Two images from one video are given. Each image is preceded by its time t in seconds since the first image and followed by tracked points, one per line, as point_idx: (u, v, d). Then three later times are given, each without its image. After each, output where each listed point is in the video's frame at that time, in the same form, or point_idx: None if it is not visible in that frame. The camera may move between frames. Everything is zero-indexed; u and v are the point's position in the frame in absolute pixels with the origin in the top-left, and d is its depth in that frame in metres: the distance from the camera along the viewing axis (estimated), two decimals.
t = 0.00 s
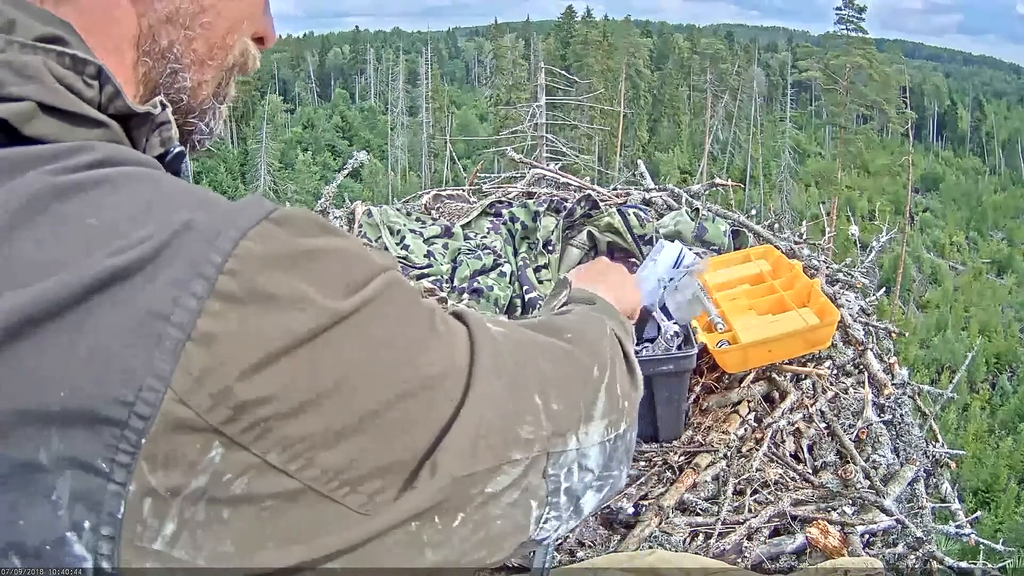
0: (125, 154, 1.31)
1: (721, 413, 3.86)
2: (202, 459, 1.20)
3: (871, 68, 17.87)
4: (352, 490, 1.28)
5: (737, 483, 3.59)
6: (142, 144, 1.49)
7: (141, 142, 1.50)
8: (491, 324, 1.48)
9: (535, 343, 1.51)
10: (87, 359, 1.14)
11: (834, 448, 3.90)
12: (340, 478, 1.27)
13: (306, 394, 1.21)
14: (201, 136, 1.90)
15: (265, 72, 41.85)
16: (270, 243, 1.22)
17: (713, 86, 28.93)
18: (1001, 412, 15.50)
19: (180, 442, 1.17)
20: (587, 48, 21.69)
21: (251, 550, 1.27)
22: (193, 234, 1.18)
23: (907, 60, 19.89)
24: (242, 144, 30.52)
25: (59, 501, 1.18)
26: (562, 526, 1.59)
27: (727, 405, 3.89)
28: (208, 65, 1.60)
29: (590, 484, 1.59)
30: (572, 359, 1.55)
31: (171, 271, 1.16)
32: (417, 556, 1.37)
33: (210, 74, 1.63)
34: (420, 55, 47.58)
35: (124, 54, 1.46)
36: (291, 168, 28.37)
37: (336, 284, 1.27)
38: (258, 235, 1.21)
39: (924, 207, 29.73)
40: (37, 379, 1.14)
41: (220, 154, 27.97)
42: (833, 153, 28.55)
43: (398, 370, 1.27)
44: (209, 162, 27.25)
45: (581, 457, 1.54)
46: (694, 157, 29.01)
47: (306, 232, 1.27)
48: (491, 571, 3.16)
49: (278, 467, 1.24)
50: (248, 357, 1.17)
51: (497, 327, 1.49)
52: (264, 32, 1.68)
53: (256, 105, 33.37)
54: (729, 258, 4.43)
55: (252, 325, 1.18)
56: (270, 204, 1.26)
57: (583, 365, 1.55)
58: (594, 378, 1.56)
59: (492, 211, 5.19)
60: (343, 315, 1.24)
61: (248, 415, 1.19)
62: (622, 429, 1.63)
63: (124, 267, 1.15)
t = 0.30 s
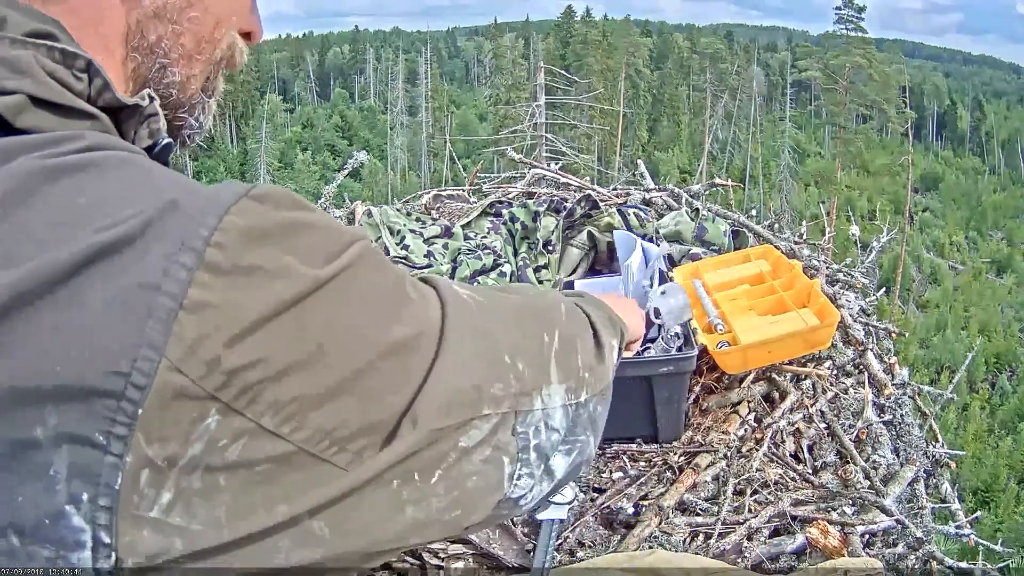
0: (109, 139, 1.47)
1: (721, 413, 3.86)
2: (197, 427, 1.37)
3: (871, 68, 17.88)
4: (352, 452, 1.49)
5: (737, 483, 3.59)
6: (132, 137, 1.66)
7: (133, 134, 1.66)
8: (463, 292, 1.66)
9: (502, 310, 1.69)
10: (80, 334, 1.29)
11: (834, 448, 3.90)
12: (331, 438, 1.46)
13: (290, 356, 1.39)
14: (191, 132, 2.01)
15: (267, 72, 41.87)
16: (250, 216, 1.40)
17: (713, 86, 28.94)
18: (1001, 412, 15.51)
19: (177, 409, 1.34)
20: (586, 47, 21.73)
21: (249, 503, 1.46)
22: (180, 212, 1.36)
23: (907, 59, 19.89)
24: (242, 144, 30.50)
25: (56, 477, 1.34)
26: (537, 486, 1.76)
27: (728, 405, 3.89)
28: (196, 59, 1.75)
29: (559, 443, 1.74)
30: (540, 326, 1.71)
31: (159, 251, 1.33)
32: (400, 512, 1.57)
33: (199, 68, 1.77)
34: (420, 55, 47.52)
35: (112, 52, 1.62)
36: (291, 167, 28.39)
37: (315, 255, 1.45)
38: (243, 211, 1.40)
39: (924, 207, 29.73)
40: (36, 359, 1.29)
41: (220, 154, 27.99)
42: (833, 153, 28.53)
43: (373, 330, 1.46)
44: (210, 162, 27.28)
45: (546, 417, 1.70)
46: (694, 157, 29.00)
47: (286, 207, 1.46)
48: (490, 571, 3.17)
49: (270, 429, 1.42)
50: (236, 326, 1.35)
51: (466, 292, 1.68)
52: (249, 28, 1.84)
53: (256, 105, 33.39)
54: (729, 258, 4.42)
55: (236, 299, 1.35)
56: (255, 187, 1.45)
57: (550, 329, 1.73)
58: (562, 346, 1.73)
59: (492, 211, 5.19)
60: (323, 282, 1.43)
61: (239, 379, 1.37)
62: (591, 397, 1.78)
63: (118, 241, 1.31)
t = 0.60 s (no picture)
0: (107, 126, 1.45)
1: (721, 413, 3.86)
2: (215, 404, 1.37)
3: (871, 67, 17.89)
4: (374, 432, 1.49)
5: (737, 483, 3.59)
6: (133, 125, 1.67)
7: (133, 123, 1.66)
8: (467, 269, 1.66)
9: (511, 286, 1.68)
10: (99, 311, 1.30)
11: (834, 448, 3.90)
12: (347, 413, 1.46)
13: (300, 330, 1.39)
14: (186, 125, 2.03)
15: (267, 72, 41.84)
16: (255, 195, 1.40)
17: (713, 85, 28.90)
18: (1002, 412, 15.49)
19: (195, 385, 1.34)
20: (587, 47, 21.75)
21: (267, 479, 1.45)
22: (192, 190, 1.36)
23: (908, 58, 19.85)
24: (243, 143, 30.50)
25: (73, 457, 1.35)
26: (552, 464, 1.75)
27: (727, 405, 3.89)
28: (187, 52, 1.74)
29: (570, 420, 1.72)
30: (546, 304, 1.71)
31: (170, 227, 1.33)
32: (414, 491, 1.56)
33: (191, 61, 1.77)
34: (420, 54, 47.52)
35: (107, 45, 1.61)
36: (291, 167, 28.37)
37: (319, 231, 1.45)
38: (249, 188, 1.40)
39: (924, 206, 29.68)
40: (46, 346, 1.29)
41: (220, 153, 27.98)
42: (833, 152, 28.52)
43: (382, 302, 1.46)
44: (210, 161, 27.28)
45: (556, 395, 1.69)
46: (694, 156, 29.00)
47: (290, 184, 1.46)
48: (490, 570, 3.17)
49: (283, 403, 1.41)
50: (250, 300, 1.35)
51: (472, 270, 1.68)
52: (240, 19, 1.81)
53: (256, 105, 33.43)
54: (729, 258, 4.42)
55: (250, 270, 1.35)
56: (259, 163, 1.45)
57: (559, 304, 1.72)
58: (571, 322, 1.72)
59: (492, 212, 5.20)
60: (327, 258, 1.42)
61: (254, 355, 1.36)
62: (602, 373, 1.77)
63: (129, 219, 1.31)
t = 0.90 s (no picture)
0: (99, 132, 1.35)
1: (721, 413, 3.86)
2: (184, 452, 1.16)
3: (872, 67, 17.93)
4: (345, 497, 1.26)
5: (737, 484, 3.59)
6: (121, 128, 1.53)
7: (122, 126, 1.53)
8: (498, 325, 1.46)
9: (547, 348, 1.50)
10: (67, 350, 1.09)
11: (834, 448, 3.90)
12: (318, 474, 1.24)
13: (287, 384, 1.19)
14: (177, 122, 1.93)
15: (267, 72, 41.83)
16: (249, 227, 1.20)
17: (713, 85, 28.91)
18: (1002, 412, 15.48)
19: (164, 433, 1.13)
20: (587, 46, 21.83)
21: (228, 552, 1.22)
22: (176, 217, 1.16)
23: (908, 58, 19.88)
24: (243, 142, 30.50)
25: (40, 496, 1.13)
26: (542, 544, 1.59)
27: (727, 405, 3.89)
28: (178, 50, 1.64)
29: (571, 506, 1.57)
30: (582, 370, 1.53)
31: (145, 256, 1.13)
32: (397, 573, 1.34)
33: (182, 59, 1.67)
34: (420, 54, 47.57)
35: (98, 43, 1.51)
36: (291, 167, 28.40)
37: (316, 272, 1.25)
38: (245, 221, 1.20)
39: (924, 206, 29.63)
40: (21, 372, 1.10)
41: (221, 153, 27.94)
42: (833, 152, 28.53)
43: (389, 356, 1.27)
44: (210, 160, 27.30)
45: (563, 480, 1.52)
46: (695, 155, 29.02)
47: (289, 216, 1.26)
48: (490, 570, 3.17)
49: (256, 462, 1.19)
50: (233, 348, 1.14)
51: (501, 325, 1.47)
52: (232, 17, 1.71)
53: (256, 105, 33.46)
54: (729, 257, 4.44)
55: (227, 317, 1.15)
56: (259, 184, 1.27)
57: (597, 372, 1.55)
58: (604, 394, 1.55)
59: (492, 211, 5.19)
60: (327, 301, 1.22)
61: (228, 408, 1.16)
62: (617, 446, 1.62)
63: (102, 248, 1.13)
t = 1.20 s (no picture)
0: (65, 137, 1.26)
1: (721, 413, 3.85)
2: (141, 518, 1.13)
3: (871, 66, 17.97)
4: (324, 568, 1.25)
5: (737, 483, 3.59)
6: (93, 128, 1.47)
7: (95, 127, 1.47)
8: (501, 393, 1.42)
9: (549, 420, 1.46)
10: (29, 391, 1.06)
11: (834, 448, 3.91)
12: (283, 543, 1.21)
13: (257, 455, 1.15)
14: (160, 120, 1.89)
15: (267, 71, 41.80)
16: (226, 275, 1.13)
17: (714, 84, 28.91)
18: (1001, 412, 15.49)
19: (117, 494, 1.10)
20: (587, 46, 21.87)
21: None
22: (140, 259, 1.10)
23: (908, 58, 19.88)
24: (242, 142, 30.50)
25: None
26: None
27: (728, 405, 3.88)
28: (162, 44, 1.58)
29: None
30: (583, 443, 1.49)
31: (106, 299, 1.08)
32: None
33: (167, 54, 1.60)
34: (420, 54, 47.53)
35: (77, 38, 1.44)
36: (291, 166, 28.40)
37: (291, 323, 1.18)
38: (216, 268, 1.12)
39: (924, 205, 29.63)
40: None
41: (221, 153, 27.92)
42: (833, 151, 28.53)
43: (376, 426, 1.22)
44: (211, 160, 27.33)
45: (551, 557, 1.46)
46: (694, 155, 29.03)
47: (271, 259, 1.19)
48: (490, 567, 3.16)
49: (217, 529, 1.17)
50: (196, 414, 1.10)
51: (496, 395, 1.42)
52: (220, 10, 1.65)
53: (256, 105, 33.47)
54: (729, 258, 4.46)
55: (187, 379, 1.09)
56: (241, 217, 1.19)
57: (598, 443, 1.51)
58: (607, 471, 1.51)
59: (492, 211, 5.19)
60: (304, 365, 1.16)
61: (189, 473, 1.13)
62: (611, 522, 1.58)
63: (60, 285, 1.08)
